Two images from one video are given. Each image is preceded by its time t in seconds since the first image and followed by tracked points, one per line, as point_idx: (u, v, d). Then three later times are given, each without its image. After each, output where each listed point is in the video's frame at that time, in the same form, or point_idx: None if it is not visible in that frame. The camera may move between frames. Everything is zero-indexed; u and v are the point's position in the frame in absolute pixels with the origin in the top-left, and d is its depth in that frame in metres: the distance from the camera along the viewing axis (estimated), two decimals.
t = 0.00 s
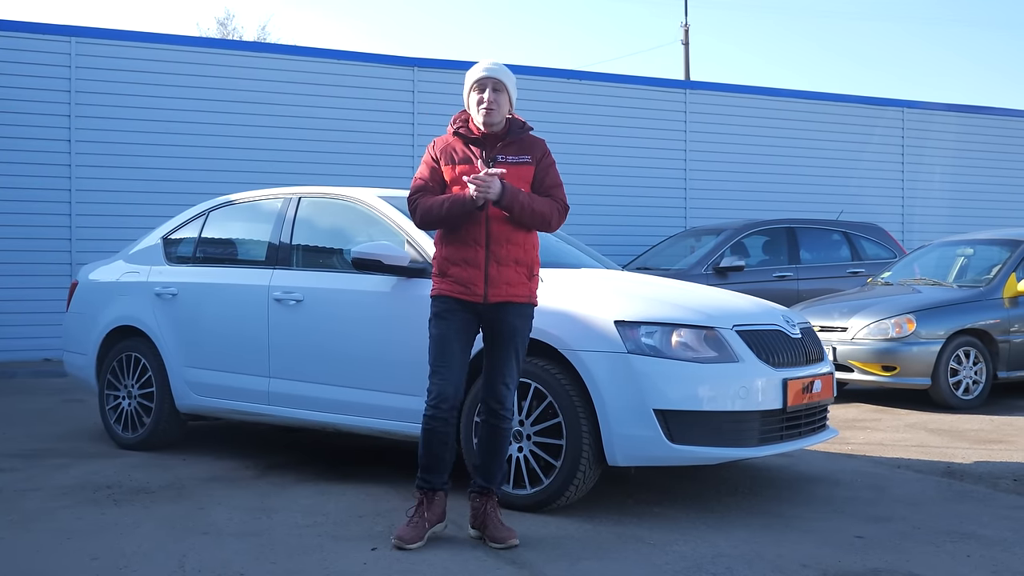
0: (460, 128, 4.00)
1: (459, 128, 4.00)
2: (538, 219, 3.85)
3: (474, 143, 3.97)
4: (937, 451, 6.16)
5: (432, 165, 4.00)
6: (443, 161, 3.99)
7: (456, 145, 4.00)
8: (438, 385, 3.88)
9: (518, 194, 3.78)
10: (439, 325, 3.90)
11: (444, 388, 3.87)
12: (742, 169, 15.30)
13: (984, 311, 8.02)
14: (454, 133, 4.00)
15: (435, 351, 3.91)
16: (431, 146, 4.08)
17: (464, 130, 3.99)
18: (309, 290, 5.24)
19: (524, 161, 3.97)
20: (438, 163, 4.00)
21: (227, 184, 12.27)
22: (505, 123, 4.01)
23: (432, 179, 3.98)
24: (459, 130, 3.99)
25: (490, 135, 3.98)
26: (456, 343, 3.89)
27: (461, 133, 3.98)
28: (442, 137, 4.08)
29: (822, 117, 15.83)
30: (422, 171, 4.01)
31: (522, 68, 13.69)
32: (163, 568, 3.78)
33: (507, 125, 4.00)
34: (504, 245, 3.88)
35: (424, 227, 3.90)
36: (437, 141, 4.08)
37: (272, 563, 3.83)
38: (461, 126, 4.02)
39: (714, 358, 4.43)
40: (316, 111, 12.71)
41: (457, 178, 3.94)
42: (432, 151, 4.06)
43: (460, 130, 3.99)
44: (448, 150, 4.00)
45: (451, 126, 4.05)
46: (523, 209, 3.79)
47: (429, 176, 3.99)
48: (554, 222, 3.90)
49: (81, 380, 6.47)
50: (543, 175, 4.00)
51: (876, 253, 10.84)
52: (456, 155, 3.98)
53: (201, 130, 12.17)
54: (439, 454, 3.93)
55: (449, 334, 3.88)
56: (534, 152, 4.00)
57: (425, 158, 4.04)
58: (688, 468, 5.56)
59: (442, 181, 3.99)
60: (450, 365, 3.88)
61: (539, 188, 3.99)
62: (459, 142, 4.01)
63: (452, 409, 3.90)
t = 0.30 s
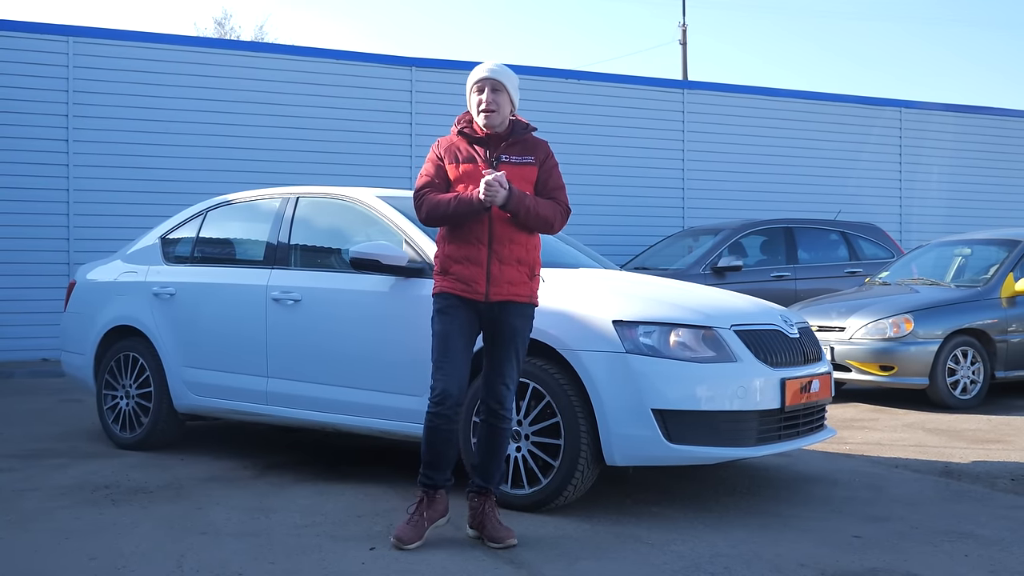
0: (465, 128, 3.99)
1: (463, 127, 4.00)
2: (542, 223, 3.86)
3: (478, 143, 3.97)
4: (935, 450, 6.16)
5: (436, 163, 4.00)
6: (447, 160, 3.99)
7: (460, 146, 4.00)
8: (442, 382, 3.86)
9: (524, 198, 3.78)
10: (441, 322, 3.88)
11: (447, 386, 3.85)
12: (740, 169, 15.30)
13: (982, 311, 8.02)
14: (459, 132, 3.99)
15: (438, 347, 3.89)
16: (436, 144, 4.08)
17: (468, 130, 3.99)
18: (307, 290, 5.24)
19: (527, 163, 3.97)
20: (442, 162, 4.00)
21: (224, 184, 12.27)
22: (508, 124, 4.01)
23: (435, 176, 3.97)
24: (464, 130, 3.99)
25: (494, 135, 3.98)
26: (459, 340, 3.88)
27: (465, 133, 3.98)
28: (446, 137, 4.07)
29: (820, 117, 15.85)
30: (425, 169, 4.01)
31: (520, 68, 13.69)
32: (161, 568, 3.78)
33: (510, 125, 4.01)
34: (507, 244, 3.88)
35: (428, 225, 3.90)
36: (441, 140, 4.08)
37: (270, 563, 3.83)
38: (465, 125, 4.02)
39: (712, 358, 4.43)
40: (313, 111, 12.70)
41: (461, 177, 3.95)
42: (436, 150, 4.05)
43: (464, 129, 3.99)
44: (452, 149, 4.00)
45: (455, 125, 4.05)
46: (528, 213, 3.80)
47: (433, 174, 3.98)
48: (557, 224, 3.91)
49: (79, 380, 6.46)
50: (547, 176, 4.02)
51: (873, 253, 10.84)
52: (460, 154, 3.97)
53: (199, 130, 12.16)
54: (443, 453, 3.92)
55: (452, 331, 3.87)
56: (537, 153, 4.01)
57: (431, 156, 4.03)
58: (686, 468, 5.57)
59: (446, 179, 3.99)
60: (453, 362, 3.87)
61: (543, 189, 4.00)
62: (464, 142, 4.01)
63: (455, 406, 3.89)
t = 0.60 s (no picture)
0: (469, 129, 3.98)
1: (465, 127, 3.99)
2: (544, 230, 3.88)
3: (481, 143, 3.97)
4: (934, 450, 6.17)
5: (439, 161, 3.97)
6: (450, 159, 3.97)
7: (463, 145, 3.98)
8: (445, 382, 3.84)
9: (528, 212, 3.81)
10: (443, 321, 3.87)
11: (451, 386, 3.84)
12: (739, 169, 15.31)
13: (981, 311, 8.03)
14: (462, 132, 3.98)
15: (440, 347, 3.88)
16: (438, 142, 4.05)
17: (471, 131, 3.98)
18: (306, 290, 5.24)
19: (530, 165, 3.98)
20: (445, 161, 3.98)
21: (223, 184, 12.27)
22: (511, 125, 4.01)
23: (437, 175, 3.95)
24: (467, 130, 3.98)
25: (497, 136, 3.98)
26: (462, 338, 3.87)
27: (469, 133, 3.97)
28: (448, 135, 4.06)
29: (818, 117, 15.86)
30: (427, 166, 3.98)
31: (519, 68, 13.70)
32: (159, 568, 3.77)
33: (512, 127, 4.01)
34: (508, 245, 3.88)
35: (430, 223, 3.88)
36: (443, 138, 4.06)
37: (270, 564, 3.83)
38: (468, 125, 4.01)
39: (711, 358, 4.43)
40: (312, 111, 12.70)
41: (463, 176, 3.93)
42: (438, 148, 4.03)
43: (467, 129, 3.98)
44: (456, 149, 3.98)
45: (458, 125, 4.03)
46: (532, 224, 3.82)
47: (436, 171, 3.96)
48: (559, 229, 3.93)
49: (78, 380, 6.46)
50: (549, 180, 4.03)
51: (872, 253, 10.85)
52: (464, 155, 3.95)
53: (199, 130, 12.16)
54: (449, 455, 3.88)
55: (454, 330, 3.86)
56: (539, 155, 4.03)
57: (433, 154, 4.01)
58: (685, 468, 5.57)
59: (447, 178, 3.97)
60: (456, 362, 3.86)
61: (545, 193, 4.02)
62: (467, 142, 3.99)
63: (459, 405, 3.87)
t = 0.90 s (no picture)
0: (467, 130, 3.97)
1: (463, 128, 3.98)
2: (543, 234, 3.89)
3: (479, 144, 3.96)
4: (934, 450, 6.17)
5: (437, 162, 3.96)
6: (448, 160, 3.95)
7: (462, 147, 3.97)
8: (444, 382, 3.84)
9: (527, 219, 3.82)
10: (442, 322, 3.87)
11: (450, 386, 3.84)
12: (739, 169, 15.31)
13: (981, 311, 8.03)
14: (460, 134, 3.97)
15: (438, 348, 3.88)
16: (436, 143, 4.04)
17: (470, 133, 3.97)
18: (307, 290, 5.24)
19: (528, 167, 3.99)
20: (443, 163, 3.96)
21: (223, 184, 12.26)
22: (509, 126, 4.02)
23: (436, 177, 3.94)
24: (465, 132, 3.97)
25: (495, 138, 3.97)
26: (461, 339, 3.87)
27: (468, 135, 3.96)
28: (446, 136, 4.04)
29: (819, 117, 15.85)
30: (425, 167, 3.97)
31: (519, 68, 13.69)
32: (159, 568, 3.77)
33: (511, 127, 4.01)
34: (508, 246, 3.89)
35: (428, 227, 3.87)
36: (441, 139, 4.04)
37: (270, 563, 3.83)
38: (466, 127, 4.00)
39: (712, 358, 4.43)
40: (312, 111, 12.69)
41: (462, 178, 3.92)
42: (435, 149, 4.02)
43: (465, 130, 3.97)
44: (454, 151, 3.96)
45: (456, 126, 4.02)
46: (531, 229, 3.84)
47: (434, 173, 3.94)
48: (557, 232, 3.95)
49: (79, 380, 6.46)
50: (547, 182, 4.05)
51: (872, 253, 10.85)
52: (462, 157, 3.94)
53: (199, 130, 12.15)
54: (448, 456, 3.88)
55: (454, 331, 3.86)
56: (537, 157, 4.04)
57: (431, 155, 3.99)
58: (686, 468, 5.57)
59: (445, 179, 3.95)
60: (455, 362, 3.86)
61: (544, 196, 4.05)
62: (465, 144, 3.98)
63: (458, 406, 3.87)
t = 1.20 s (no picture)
0: (460, 129, 3.97)
1: (457, 127, 3.98)
2: (538, 232, 3.90)
3: (473, 143, 3.96)
4: (936, 451, 6.16)
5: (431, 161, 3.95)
6: (442, 160, 3.94)
7: (455, 146, 3.96)
8: (440, 384, 3.84)
9: (523, 214, 3.82)
10: (437, 324, 3.86)
11: (446, 388, 3.83)
12: (740, 169, 15.30)
13: (983, 311, 8.02)
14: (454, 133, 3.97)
15: (434, 350, 3.87)
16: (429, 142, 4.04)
17: (463, 131, 3.97)
18: (309, 290, 5.24)
19: (522, 165, 3.99)
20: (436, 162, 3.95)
21: (224, 184, 12.27)
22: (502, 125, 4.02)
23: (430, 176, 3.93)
24: (459, 131, 3.97)
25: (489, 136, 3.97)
26: (458, 341, 3.86)
27: (461, 134, 3.96)
28: (439, 134, 4.04)
29: (820, 117, 15.84)
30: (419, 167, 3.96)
31: (520, 68, 13.69)
32: (161, 568, 3.77)
33: (504, 126, 4.01)
34: (503, 246, 3.89)
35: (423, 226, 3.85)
36: (434, 138, 4.03)
37: (272, 563, 3.83)
38: (460, 126, 4.00)
39: (714, 358, 4.43)
40: (314, 111, 12.70)
41: (457, 177, 3.91)
42: (429, 148, 4.01)
43: (459, 129, 3.97)
44: (448, 149, 3.96)
45: (449, 126, 4.02)
46: (527, 226, 3.84)
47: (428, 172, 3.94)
48: (552, 229, 3.95)
49: (80, 380, 6.46)
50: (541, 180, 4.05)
51: (874, 253, 10.84)
52: (456, 156, 3.94)
53: (200, 130, 12.16)
54: (444, 457, 3.88)
55: (450, 333, 3.85)
56: (531, 155, 4.04)
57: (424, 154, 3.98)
58: (688, 468, 5.57)
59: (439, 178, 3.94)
60: (451, 364, 3.85)
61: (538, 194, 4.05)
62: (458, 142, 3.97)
63: (455, 407, 3.86)
